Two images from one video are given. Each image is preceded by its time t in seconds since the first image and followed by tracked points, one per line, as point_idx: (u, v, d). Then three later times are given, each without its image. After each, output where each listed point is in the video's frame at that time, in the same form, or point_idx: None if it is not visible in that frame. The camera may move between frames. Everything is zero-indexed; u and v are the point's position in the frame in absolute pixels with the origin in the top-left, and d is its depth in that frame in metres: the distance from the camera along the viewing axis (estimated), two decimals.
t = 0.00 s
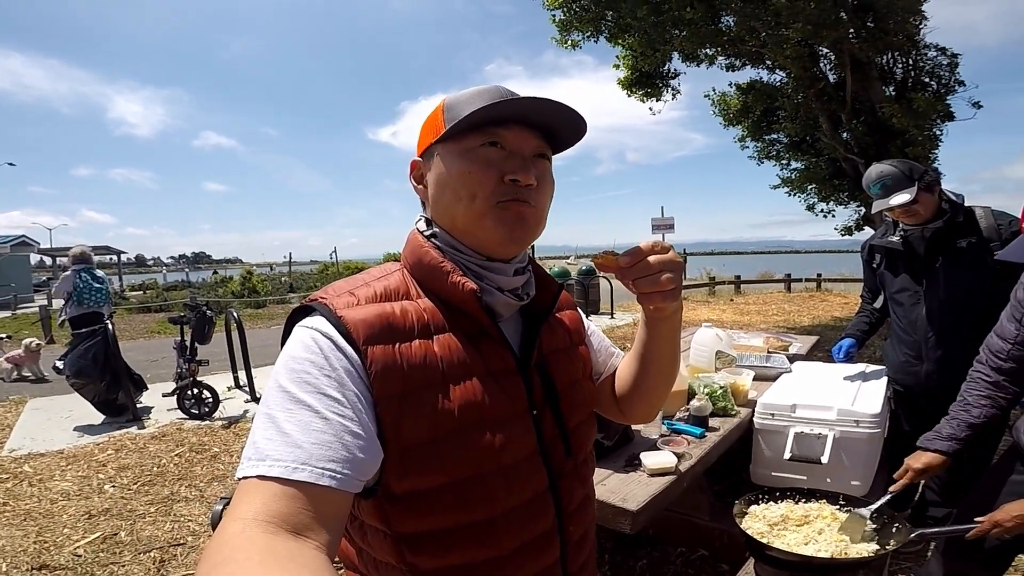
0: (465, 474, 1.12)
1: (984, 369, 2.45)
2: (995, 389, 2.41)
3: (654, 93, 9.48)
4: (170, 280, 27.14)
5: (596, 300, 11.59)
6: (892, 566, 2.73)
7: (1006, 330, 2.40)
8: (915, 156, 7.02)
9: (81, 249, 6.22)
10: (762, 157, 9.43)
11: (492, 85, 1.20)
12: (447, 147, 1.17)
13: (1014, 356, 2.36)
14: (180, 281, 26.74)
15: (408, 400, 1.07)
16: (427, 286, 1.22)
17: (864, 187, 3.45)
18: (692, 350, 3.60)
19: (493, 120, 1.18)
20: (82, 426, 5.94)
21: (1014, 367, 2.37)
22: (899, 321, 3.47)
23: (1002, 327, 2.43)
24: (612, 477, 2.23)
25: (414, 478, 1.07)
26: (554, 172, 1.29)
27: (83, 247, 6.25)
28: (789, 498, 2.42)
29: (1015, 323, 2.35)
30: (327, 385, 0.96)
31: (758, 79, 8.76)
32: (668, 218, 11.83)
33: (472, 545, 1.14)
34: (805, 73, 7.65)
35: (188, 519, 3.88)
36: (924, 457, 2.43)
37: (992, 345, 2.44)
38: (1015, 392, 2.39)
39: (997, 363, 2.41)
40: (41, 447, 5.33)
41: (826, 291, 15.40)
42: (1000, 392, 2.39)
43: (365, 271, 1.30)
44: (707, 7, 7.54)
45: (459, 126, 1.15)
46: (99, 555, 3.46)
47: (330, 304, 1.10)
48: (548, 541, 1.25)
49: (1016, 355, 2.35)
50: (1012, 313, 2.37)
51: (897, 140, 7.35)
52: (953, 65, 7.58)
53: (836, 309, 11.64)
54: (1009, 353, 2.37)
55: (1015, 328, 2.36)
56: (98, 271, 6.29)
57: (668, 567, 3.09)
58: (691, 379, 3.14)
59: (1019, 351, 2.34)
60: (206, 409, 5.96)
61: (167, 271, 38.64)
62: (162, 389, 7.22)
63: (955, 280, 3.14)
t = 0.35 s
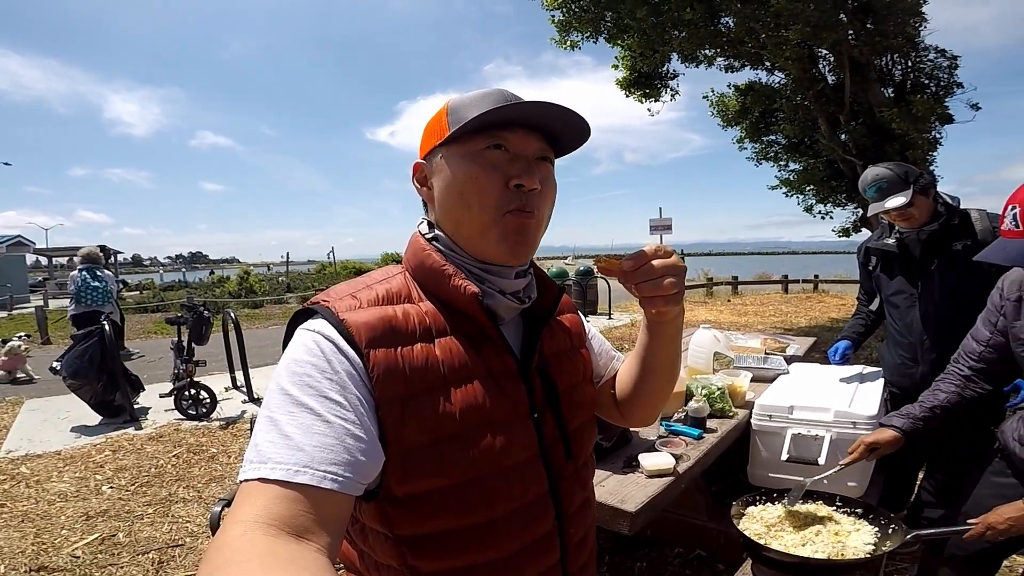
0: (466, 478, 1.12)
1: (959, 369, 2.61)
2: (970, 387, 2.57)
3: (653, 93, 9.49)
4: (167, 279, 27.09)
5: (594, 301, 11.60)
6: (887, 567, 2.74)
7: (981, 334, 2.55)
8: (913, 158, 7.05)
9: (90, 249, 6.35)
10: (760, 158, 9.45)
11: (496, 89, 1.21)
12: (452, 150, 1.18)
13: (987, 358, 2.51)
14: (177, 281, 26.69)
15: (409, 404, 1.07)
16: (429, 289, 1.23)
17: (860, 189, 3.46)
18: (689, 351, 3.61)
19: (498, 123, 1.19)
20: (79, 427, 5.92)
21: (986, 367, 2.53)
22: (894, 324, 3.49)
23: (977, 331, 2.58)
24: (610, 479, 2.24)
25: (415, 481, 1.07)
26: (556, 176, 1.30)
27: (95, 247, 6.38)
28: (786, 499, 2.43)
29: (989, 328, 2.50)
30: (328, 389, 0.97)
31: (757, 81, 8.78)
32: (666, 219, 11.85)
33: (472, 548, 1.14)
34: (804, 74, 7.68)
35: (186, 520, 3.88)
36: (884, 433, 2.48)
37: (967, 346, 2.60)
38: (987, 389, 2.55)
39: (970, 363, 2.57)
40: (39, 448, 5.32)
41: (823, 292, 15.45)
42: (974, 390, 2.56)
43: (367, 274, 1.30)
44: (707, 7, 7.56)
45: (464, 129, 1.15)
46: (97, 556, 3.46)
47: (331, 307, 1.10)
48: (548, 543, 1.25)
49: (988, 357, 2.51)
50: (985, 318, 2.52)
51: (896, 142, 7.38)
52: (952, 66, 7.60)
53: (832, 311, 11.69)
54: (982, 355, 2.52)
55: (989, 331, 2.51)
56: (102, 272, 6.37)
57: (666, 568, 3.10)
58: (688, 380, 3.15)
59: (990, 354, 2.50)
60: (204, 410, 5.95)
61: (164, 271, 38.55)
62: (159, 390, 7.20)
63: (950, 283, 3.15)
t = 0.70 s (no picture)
0: (463, 478, 1.12)
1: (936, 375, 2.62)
2: (948, 394, 2.56)
3: (650, 92, 9.51)
4: (164, 280, 27.04)
5: (592, 300, 11.61)
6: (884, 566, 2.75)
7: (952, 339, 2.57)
8: (910, 157, 7.07)
9: (93, 249, 6.46)
10: (758, 157, 9.46)
11: (494, 90, 1.21)
12: (449, 149, 1.17)
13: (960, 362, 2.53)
14: (174, 281, 26.63)
15: (407, 404, 1.07)
16: (426, 289, 1.22)
17: (854, 188, 3.46)
18: (687, 350, 3.62)
19: (495, 123, 1.19)
20: (75, 427, 5.91)
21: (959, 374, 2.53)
22: (891, 322, 3.49)
23: (948, 336, 2.60)
24: (608, 478, 2.24)
25: (412, 482, 1.07)
26: (553, 176, 1.30)
27: (100, 248, 6.48)
28: (783, 499, 2.43)
29: (958, 333, 2.52)
30: (326, 389, 0.96)
31: (754, 80, 8.79)
32: (664, 218, 11.88)
33: (469, 548, 1.14)
34: (801, 73, 7.69)
35: (184, 521, 3.87)
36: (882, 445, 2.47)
37: (939, 353, 2.62)
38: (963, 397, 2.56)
39: (945, 369, 2.58)
40: (36, 448, 5.31)
41: (819, 291, 15.49)
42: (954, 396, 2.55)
43: (364, 275, 1.30)
44: (703, 6, 7.57)
45: (462, 129, 1.15)
46: (94, 557, 3.45)
47: (329, 308, 1.10)
48: (545, 544, 1.25)
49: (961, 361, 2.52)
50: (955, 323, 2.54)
51: (893, 141, 7.41)
52: (948, 66, 7.63)
53: (829, 309, 11.73)
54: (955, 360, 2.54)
55: (959, 336, 2.52)
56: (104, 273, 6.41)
57: (664, 567, 3.11)
58: (686, 379, 3.15)
59: (962, 358, 2.52)
60: (201, 410, 5.95)
61: (160, 271, 38.52)
62: (157, 390, 7.19)
63: (944, 281, 3.15)
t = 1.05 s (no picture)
0: (460, 479, 1.11)
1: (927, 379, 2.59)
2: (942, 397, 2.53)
3: (649, 91, 9.50)
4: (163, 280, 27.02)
5: (592, 299, 11.61)
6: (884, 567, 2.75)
7: (939, 342, 2.55)
8: (910, 154, 7.06)
9: (87, 250, 6.36)
10: (757, 156, 9.45)
11: (490, 90, 1.20)
12: (446, 150, 1.17)
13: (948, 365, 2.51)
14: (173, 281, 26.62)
15: (403, 405, 1.06)
16: (423, 290, 1.22)
17: (853, 187, 3.46)
18: (687, 350, 3.61)
19: (493, 124, 1.18)
20: (75, 427, 5.91)
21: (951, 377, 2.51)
22: (890, 322, 3.48)
23: (936, 340, 2.58)
24: (607, 479, 2.23)
25: (410, 483, 1.06)
26: (551, 177, 1.29)
27: (95, 248, 6.42)
28: (783, 499, 2.43)
29: (945, 335, 2.51)
30: (323, 390, 0.96)
31: (753, 78, 8.78)
32: (663, 217, 11.88)
33: (467, 549, 1.14)
34: (800, 72, 7.68)
35: (184, 520, 3.86)
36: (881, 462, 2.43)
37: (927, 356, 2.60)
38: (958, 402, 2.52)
39: (935, 373, 2.56)
40: (36, 448, 5.31)
41: (819, 289, 15.48)
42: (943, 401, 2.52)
43: (361, 275, 1.29)
44: (702, 5, 7.57)
45: (459, 130, 1.14)
46: (94, 557, 3.44)
47: (326, 308, 1.10)
48: (543, 544, 1.25)
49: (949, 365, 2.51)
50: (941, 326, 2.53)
51: (892, 139, 7.40)
52: (948, 64, 7.63)
53: (829, 308, 11.72)
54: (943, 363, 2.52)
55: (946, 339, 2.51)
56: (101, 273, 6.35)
57: (663, 567, 3.10)
58: (686, 378, 3.15)
59: (950, 361, 2.50)
60: (201, 410, 5.94)
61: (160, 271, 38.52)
62: (156, 390, 7.18)
63: (944, 280, 3.15)
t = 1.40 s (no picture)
0: (461, 479, 1.11)
1: (905, 381, 2.58)
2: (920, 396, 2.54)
3: (652, 91, 9.49)
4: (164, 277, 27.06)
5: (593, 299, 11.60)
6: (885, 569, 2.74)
7: (926, 345, 2.54)
8: (914, 155, 7.04)
9: (78, 248, 6.24)
10: (759, 156, 9.45)
11: (494, 91, 1.20)
12: (450, 150, 1.16)
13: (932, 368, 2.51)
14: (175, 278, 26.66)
15: (405, 405, 1.06)
16: (425, 290, 1.22)
17: (855, 189, 3.46)
18: (688, 351, 3.61)
19: (496, 125, 1.18)
20: (76, 425, 5.91)
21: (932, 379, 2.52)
22: (892, 324, 3.48)
23: (922, 342, 2.57)
24: (608, 479, 2.23)
25: (410, 483, 1.06)
26: (553, 179, 1.29)
27: (88, 244, 6.32)
28: (782, 500, 2.42)
29: (937, 339, 2.50)
30: (326, 389, 0.96)
31: (756, 79, 8.76)
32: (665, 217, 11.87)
33: (467, 549, 1.13)
34: (803, 73, 7.67)
35: (183, 519, 3.86)
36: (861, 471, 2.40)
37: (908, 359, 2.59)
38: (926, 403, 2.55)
39: (917, 376, 2.55)
40: (36, 445, 5.32)
41: (821, 290, 15.45)
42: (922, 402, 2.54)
43: (363, 275, 1.29)
44: (706, 5, 7.56)
45: (463, 131, 1.14)
46: (93, 555, 3.44)
47: (328, 308, 1.09)
48: (543, 544, 1.25)
49: (934, 368, 2.51)
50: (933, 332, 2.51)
51: (895, 140, 7.39)
52: (952, 65, 7.61)
53: (830, 309, 11.71)
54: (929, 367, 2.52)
55: (937, 343, 2.50)
56: (96, 271, 6.27)
57: (663, 568, 3.10)
58: (687, 379, 3.14)
59: (938, 365, 2.50)
60: (202, 408, 5.95)
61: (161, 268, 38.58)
62: (157, 387, 7.19)
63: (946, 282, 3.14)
